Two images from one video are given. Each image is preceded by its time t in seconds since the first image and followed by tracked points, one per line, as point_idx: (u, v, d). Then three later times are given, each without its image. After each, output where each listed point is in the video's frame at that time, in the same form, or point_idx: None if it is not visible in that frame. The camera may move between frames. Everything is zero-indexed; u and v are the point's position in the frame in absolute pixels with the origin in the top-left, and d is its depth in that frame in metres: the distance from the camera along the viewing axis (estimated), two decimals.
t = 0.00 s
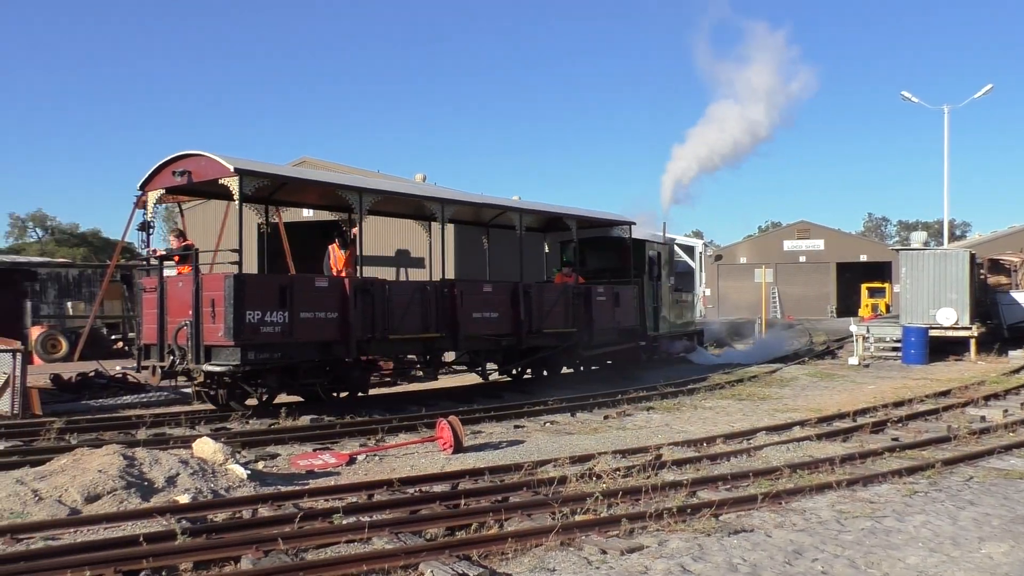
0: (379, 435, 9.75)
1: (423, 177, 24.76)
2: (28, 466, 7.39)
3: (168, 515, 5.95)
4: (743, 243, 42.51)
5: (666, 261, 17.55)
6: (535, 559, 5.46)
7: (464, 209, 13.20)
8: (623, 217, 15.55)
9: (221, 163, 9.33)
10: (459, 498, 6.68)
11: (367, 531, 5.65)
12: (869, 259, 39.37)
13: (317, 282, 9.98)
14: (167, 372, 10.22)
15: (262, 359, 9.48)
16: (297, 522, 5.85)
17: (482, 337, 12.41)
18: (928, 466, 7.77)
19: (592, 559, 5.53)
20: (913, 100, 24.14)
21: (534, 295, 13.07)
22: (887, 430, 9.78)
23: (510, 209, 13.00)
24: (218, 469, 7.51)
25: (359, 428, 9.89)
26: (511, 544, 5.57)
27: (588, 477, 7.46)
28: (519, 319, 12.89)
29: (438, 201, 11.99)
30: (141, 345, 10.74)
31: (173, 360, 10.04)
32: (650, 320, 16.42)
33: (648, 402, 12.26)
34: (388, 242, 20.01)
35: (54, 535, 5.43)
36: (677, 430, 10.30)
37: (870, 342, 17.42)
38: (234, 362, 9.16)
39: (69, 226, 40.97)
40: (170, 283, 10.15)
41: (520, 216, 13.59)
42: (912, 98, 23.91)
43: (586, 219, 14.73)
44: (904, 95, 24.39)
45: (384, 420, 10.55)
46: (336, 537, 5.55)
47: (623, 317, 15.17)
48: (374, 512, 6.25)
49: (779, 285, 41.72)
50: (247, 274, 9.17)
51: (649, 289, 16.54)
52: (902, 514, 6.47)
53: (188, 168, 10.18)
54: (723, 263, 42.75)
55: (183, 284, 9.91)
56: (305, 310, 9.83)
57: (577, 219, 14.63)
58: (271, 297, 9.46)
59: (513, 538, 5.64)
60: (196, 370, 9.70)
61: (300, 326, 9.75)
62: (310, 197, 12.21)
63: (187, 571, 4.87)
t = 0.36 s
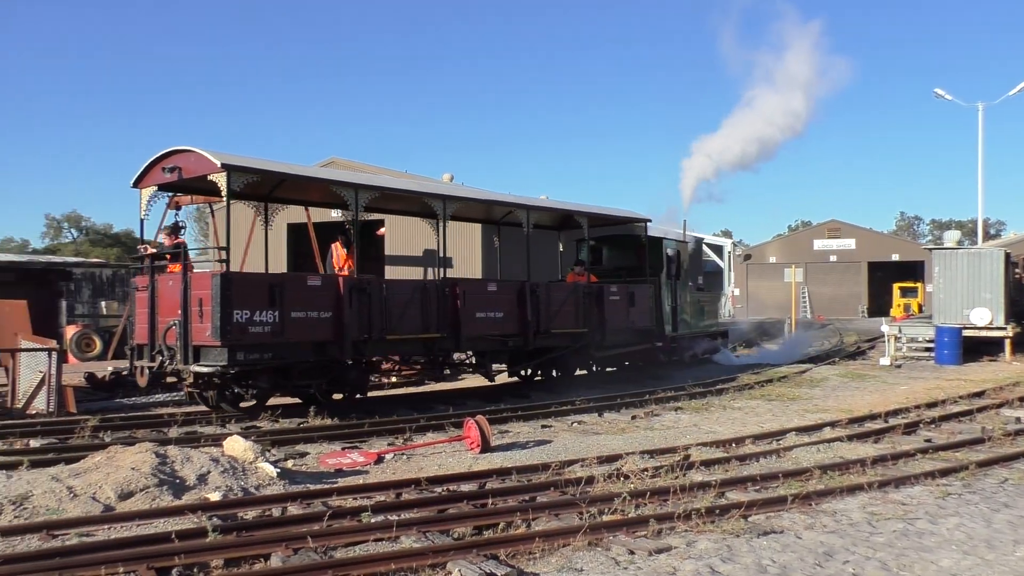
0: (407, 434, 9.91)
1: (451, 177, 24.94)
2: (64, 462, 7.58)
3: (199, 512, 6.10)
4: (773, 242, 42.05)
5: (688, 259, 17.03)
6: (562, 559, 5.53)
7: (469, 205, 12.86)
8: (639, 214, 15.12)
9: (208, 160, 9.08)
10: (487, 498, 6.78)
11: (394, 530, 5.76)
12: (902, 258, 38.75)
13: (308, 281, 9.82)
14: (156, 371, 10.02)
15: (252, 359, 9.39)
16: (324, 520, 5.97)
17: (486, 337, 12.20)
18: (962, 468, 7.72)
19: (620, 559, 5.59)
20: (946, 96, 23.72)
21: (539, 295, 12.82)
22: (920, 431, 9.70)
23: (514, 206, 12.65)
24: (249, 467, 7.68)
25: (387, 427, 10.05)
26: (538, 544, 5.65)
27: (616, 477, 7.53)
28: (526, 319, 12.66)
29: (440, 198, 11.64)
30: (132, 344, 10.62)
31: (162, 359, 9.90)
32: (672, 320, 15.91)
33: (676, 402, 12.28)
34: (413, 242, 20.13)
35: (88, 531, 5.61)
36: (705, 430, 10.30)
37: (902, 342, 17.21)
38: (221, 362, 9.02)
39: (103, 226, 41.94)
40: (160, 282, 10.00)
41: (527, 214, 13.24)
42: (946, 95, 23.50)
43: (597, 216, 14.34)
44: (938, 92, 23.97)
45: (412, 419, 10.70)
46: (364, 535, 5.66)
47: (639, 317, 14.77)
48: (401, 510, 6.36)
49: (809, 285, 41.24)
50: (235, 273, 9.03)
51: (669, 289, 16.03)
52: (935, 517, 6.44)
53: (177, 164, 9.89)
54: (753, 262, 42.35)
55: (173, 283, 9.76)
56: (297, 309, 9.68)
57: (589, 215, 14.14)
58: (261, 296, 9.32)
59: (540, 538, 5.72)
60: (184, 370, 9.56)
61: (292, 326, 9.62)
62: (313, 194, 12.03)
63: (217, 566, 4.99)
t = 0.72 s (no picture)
0: (427, 434, 10.02)
1: (471, 177, 25.08)
2: (88, 461, 7.73)
3: (221, 511, 6.22)
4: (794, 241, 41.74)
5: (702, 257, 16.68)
6: (582, 559, 5.60)
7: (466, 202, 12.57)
8: (647, 212, 14.80)
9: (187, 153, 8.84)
10: (507, 497, 6.86)
11: (415, 529, 5.87)
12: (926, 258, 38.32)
13: (292, 280, 9.59)
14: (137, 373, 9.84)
15: (233, 360, 9.15)
16: (346, 518, 6.09)
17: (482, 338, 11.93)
18: (987, 470, 7.68)
19: (641, 559, 5.65)
20: (972, 93, 23.38)
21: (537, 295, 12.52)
22: (944, 432, 9.63)
23: (510, 203, 12.35)
24: (271, 466, 7.82)
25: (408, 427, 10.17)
26: (559, 543, 5.73)
27: (637, 477, 7.59)
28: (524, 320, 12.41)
29: (433, 194, 11.38)
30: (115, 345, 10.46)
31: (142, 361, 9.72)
32: (681, 321, 15.56)
33: (697, 403, 12.29)
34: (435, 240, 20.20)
35: (113, 529, 5.74)
36: (727, 431, 10.30)
37: (926, 343, 17.07)
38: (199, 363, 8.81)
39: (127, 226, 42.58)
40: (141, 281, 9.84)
41: (525, 211, 12.95)
42: (971, 92, 23.19)
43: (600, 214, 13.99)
44: (963, 89, 23.64)
45: (433, 419, 10.83)
46: (386, 534, 5.78)
47: (645, 317, 14.51)
48: (423, 510, 6.47)
49: (831, 284, 40.89)
50: (213, 270, 8.81)
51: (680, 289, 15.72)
52: (960, 519, 6.43)
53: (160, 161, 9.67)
54: (774, 262, 42.08)
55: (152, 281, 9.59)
56: (279, 309, 9.45)
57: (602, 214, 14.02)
58: (241, 295, 9.08)
59: (560, 538, 5.80)
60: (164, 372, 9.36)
61: (274, 326, 9.38)
62: (306, 191, 11.83)
63: (241, 564, 5.11)
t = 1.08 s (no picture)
0: (438, 434, 10.05)
1: (481, 177, 25.08)
2: (101, 461, 7.81)
3: (233, 510, 6.26)
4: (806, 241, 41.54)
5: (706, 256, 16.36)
6: (593, 559, 5.60)
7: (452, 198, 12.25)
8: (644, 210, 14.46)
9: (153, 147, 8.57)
10: (517, 497, 6.87)
11: (426, 529, 5.89)
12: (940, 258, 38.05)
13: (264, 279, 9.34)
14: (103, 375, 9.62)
15: (201, 362, 8.92)
16: (357, 518, 6.11)
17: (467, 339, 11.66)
18: (1002, 471, 7.63)
19: (652, 560, 5.64)
20: (987, 92, 23.17)
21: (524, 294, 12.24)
22: (958, 432, 9.56)
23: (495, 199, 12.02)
24: (282, 466, 7.87)
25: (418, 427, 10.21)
26: (570, 544, 5.73)
27: (648, 477, 7.58)
28: (512, 320, 12.14)
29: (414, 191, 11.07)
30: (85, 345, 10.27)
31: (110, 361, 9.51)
32: (681, 323, 15.25)
33: (708, 403, 12.27)
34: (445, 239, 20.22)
35: (125, 528, 5.79)
36: (738, 431, 10.26)
37: (939, 343, 16.94)
38: (164, 365, 8.59)
39: (140, 227, 42.91)
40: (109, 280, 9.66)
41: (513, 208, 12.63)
42: (986, 91, 22.99)
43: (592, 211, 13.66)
44: (978, 88, 23.45)
45: (444, 419, 10.87)
46: (396, 534, 5.80)
47: (640, 317, 14.20)
48: (433, 510, 6.49)
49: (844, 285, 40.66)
50: (179, 269, 8.58)
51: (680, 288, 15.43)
52: (974, 520, 6.38)
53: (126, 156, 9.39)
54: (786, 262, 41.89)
55: (121, 280, 9.40)
56: (250, 308, 9.20)
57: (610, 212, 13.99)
58: (209, 294, 8.84)
59: (571, 539, 5.80)
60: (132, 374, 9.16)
61: (244, 326, 9.14)
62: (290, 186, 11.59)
63: (252, 563, 5.15)
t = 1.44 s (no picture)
0: (443, 435, 10.04)
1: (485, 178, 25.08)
2: (107, 460, 7.84)
3: (239, 510, 6.28)
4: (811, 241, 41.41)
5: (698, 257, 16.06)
6: (598, 560, 5.60)
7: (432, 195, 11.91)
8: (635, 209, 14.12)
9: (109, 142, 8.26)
10: (522, 497, 6.88)
11: (431, 529, 5.90)
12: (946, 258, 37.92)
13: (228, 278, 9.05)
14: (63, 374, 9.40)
15: (159, 363, 8.66)
16: (362, 518, 6.13)
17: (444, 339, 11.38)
18: (1008, 472, 7.60)
19: (657, 561, 5.64)
20: (993, 92, 23.06)
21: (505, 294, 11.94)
22: (964, 433, 9.53)
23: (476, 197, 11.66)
24: (287, 465, 7.89)
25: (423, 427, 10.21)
26: (575, 544, 5.74)
27: (653, 477, 7.59)
28: (493, 321, 11.85)
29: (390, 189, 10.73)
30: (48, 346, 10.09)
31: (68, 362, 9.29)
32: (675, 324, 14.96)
33: (713, 403, 12.26)
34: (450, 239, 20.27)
35: (131, 528, 5.80)
36: (743, 431, 10.24)
37: (945, 343, 16.88)
38: (120, 366, 8.34)
39: (146, 226, 43.06)
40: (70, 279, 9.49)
41: (494, 206, 12.25)
42: (993, 91, 22.90)
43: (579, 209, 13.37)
44: (984, 88, 23.34)
45: (448, 419, 10.88)
46: (400, 534, 5.81)
47: (627, 318, 13.88)
48: (438, 510, 6.50)
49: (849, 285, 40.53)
50: (135, 266, 8.30)
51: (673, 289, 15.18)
52: (980, 521, 6.37)
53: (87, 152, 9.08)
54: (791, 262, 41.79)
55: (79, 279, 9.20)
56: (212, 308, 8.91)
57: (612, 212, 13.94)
58: (167, 293, 8.56)
59: (576, 539, 5.81)
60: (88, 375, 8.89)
61: (204, 326, 8.83)
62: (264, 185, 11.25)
63: (257, 563, 5.16)
